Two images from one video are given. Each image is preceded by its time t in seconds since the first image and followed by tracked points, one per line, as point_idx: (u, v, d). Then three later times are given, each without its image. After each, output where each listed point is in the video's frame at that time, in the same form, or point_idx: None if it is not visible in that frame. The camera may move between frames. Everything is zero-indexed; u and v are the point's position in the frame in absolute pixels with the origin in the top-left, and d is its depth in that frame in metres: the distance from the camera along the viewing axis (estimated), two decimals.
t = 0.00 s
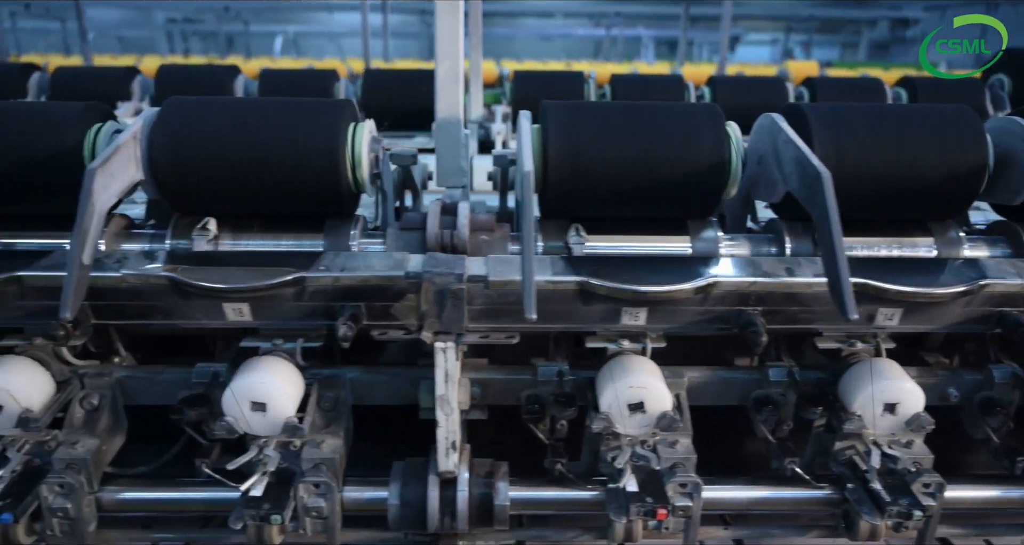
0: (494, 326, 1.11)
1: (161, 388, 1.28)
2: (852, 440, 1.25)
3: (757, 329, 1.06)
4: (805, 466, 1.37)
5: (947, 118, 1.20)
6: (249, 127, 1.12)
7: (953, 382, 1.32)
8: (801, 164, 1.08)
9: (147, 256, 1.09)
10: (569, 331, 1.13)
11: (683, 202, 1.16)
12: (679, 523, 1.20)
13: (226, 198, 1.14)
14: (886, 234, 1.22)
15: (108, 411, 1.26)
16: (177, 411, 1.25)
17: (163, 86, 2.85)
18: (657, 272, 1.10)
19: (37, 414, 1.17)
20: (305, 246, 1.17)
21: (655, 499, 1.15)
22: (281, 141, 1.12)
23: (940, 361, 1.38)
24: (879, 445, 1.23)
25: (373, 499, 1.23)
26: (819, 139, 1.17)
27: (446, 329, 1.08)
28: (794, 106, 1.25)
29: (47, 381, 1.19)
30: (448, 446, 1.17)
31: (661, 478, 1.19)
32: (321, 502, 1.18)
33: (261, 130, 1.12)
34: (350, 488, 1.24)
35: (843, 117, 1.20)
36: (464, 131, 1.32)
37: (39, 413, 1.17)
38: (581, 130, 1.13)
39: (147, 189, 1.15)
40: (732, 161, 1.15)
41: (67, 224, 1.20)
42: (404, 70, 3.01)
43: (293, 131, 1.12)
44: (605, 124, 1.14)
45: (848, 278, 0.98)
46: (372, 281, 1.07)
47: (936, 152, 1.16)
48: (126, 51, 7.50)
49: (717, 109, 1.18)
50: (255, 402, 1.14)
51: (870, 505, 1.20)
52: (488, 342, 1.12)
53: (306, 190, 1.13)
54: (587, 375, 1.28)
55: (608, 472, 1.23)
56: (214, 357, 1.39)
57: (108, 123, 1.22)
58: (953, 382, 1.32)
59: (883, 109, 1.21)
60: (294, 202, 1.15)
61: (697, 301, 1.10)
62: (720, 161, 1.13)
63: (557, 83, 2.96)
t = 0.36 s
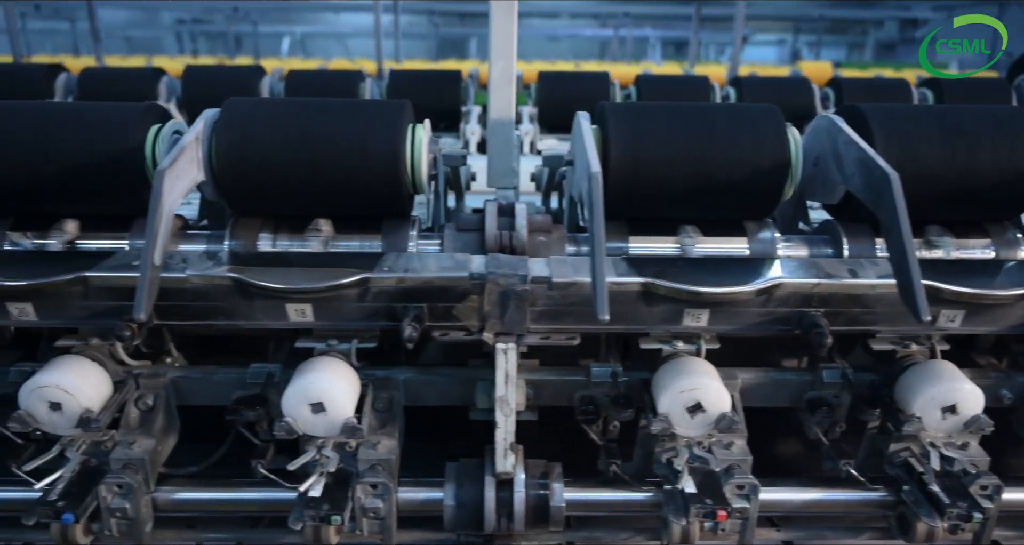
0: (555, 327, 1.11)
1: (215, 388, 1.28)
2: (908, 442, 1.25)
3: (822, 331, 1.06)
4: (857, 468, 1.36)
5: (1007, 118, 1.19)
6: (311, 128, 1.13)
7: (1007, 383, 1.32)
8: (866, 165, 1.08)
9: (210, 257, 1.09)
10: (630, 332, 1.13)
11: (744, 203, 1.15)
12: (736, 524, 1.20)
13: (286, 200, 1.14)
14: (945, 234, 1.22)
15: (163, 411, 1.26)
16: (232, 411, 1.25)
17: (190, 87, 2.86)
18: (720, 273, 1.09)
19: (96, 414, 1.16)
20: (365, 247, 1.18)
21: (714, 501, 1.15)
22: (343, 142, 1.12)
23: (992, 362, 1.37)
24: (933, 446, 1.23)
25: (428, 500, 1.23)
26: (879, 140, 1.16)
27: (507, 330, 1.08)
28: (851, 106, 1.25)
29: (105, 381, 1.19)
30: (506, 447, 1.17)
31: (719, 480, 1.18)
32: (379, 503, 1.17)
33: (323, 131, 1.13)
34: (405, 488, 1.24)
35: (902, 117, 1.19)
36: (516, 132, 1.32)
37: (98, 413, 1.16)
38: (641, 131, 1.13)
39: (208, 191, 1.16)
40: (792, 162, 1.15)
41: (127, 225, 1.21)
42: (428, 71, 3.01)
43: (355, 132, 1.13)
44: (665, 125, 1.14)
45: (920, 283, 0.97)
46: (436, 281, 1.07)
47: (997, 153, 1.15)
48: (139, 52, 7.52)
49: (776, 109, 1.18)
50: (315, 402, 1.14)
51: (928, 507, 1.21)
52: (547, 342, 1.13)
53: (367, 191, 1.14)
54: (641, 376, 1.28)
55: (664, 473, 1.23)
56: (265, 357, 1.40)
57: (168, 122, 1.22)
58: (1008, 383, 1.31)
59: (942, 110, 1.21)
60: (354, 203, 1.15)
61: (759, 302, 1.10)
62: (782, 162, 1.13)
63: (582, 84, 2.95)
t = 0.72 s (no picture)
0: (613, 327, 1.11)
1: (267, 387, 1.29)
2: (963, 443, 1.24)
3: (883, 331, 1.06)
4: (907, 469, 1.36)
5: None
6: (370, 128, 1.13)
7: None
8: (927, 165, 1.07)
9: (270, 256, 1.09)
10: (689, 332, 1.13)
11: (801, 203, 1.15)
12: (790, 525, 1.19)
13: (344, 200, 1.14)
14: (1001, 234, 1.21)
15: (215, 411, 1.27)
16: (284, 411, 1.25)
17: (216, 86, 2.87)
18: (780, 274, 1.09)
19: (154, 413, 1.16)
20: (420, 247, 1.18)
21: (772, 502, 1.15)
22: (402, 141, 1.12)
23: None
24: (990, 447, 1.22)
25: (481, 500, 1.23)
26: (937, 140, 1.16)
27: (565, 330, 1.08)
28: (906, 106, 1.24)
29: (160, 380, 1.19)
30: (561, 448, 1.18)
31: (774, 481, 1.18)
32: (434, 502, 1.17)
33: (381, 131, 1.13)
34: (457, 488, 1.24)
35: (960, 116, 1.19)
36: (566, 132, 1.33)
37: (155, 412, 1.16)
38: (700, 131, 1.13)
39: (265, 190, 1.16)
40: (850, 161, 1.15)
41: (183, 225, 1.21)
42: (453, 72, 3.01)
43: (413, 132, 1.13)
44: (723, 124, 1.14)
45: (988, 283, 0.97)
46: (496, 281, 1.06)
47: None
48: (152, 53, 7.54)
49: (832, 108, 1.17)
50: (371, 402, 1.14)
51: (983, 507, 1.20)
52: (606, 342, 1.14)
53: (425, 191, 1.13)
54: (692, 376, 1.28)
55: (716, 474, 1.23)
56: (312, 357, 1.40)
57: (224, 122, 1.21)
58: None
59: (1000, 109, 1.20)
60: (411, 203, 1.15)
61: (819, 303, 1.10)
62: (840, 161, 1.12)
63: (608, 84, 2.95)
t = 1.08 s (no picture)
0: (674, 331, 1.11)
1: (319, 390, 1.29)
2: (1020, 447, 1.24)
3: (949, 335, 1.06)
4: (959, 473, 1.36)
5: None
6: (431, 131, 1.13)
7: None
8: (992, 168, 1.08)
9: (333, 259, 1.09)
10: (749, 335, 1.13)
11: (860, 207, 1.15)
12: (848, 529, 1.18)
13: (403, 204, 1.15)
14: None
15: (269, 413, 1.26)
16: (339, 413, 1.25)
17: (242, 87, 2.88)
18: (843, 278, 1.09)
19: (213, 415, 1.16)
20: (477, 250, 1.18)
21: (831, 505, 1.15)
22: (463, 145, 1.12)
23: None
24: None
25: (536, 503, 1.23)
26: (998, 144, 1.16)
27: (627, 334, 1.09)
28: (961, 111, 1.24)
29: (217, 382, 1.19)
30: (619, 451, 1.18)
31: (831, 485, 1.17)
32: (491, 506, 1.17)
33: (442, 134, 1.13)
34: (512, 491, 1.25)
35: (1017, 120, 1.19)
36: (617, 134, 1.33)
37: (213, 415, 1.17)
38: (761, 134, 1.13)
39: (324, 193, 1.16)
40: (910, 165, 1.15)
41: (240, 228, 1.21)
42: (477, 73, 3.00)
43: (474, 135, 1.13)
44: (783, 128, 1.14)
45: None
46: (560, 285, 1.06)
47: None
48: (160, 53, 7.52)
49: (891, 112, 1.17)
50: (432, 406, 1.14)
51: None
52: (667, 346, 1.14)
53: (486, 194, 1.13)
54: (745, 379, 1.28)
55: (771, 477, 1.23)
56: (362, 359, 1.40)
57: (282, 126, 1.21)
58: None
59: None
60: (471, 206, 1.15)
61: (882, 307, 1.10)
62: (901, 165, 1.12)
63: (632, 86, 2.95)
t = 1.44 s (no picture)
0: (743, 334, 1.11)
1: (380, 391, 1.29)
2: None
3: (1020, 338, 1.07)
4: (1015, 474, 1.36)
5: None
6: (500, 134, 1.13)
7: None
8: None
9: (404, 262, 1.10)
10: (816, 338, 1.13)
11: (927, 210, 1.15)
12: (911, 532, 1.18)
13: (470, 206, 1.15)
14: None
15: (330, 415, 1.27)
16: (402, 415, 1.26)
17: (271, 88, 2.89)
18: (913, 281, 1.09)
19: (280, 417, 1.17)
20: (541, 252, 1.18)
21: (899, 507, 1.14)
22: (533, 147, 1.12)
23: None
24: None
25: (599, 505, 1.23)
26: None
27: (696, 336, 1.10)
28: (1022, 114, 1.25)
29: (282, 383, 1.20)
30: (685, 453, 1.18)
31: (896, 487, 1.17)
32: (556, 508, 1.17)
33: (511, 137, 1.13)
34: (573, 493, 1.25)
35: None
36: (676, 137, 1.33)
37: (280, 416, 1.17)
38: (829, 137, 1.13)
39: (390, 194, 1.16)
40: (977, 168, 1.15)
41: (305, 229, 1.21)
42: (502, 74, 2.99)
43: (543, 138, 1.13)
44: (851, 131, 1.14)
45: None
46: (632, 288, 1.07)
47: None
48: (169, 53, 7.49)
49: (956, 115, 1.18)
50: (502, 408, 1.14)
51: None
52: (735, 348, 1.14)
53: (554, 196, 1.14)
54: (804, 382, 1.28)
55: (832, 480, 1.24)
56: (416, 360, 1.40)
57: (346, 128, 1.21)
58: None
59: None
60: (538, 208, 1.15)
61: (951, 310, 1.10)
62: (970, 168, 1.12)
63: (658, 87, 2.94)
